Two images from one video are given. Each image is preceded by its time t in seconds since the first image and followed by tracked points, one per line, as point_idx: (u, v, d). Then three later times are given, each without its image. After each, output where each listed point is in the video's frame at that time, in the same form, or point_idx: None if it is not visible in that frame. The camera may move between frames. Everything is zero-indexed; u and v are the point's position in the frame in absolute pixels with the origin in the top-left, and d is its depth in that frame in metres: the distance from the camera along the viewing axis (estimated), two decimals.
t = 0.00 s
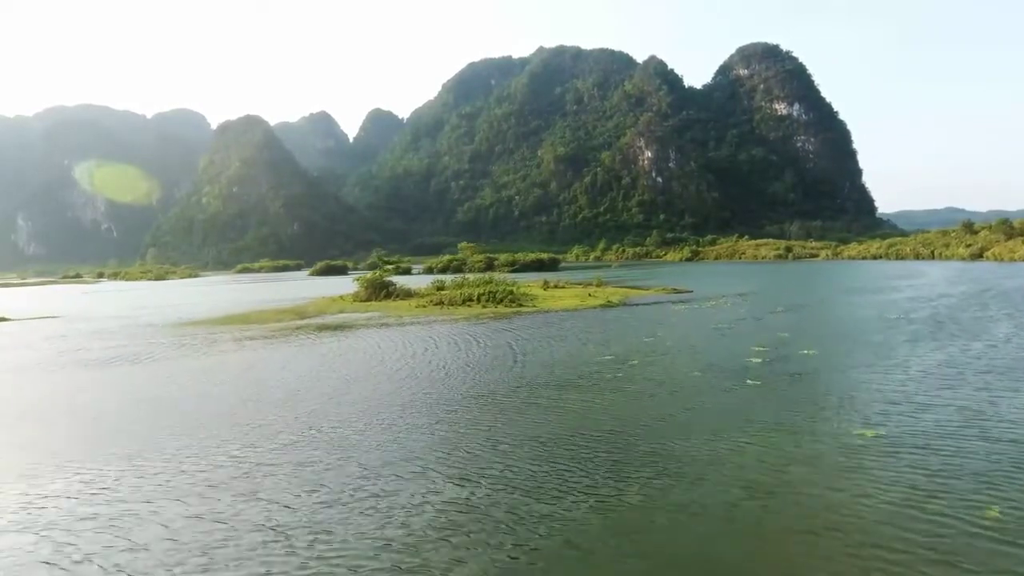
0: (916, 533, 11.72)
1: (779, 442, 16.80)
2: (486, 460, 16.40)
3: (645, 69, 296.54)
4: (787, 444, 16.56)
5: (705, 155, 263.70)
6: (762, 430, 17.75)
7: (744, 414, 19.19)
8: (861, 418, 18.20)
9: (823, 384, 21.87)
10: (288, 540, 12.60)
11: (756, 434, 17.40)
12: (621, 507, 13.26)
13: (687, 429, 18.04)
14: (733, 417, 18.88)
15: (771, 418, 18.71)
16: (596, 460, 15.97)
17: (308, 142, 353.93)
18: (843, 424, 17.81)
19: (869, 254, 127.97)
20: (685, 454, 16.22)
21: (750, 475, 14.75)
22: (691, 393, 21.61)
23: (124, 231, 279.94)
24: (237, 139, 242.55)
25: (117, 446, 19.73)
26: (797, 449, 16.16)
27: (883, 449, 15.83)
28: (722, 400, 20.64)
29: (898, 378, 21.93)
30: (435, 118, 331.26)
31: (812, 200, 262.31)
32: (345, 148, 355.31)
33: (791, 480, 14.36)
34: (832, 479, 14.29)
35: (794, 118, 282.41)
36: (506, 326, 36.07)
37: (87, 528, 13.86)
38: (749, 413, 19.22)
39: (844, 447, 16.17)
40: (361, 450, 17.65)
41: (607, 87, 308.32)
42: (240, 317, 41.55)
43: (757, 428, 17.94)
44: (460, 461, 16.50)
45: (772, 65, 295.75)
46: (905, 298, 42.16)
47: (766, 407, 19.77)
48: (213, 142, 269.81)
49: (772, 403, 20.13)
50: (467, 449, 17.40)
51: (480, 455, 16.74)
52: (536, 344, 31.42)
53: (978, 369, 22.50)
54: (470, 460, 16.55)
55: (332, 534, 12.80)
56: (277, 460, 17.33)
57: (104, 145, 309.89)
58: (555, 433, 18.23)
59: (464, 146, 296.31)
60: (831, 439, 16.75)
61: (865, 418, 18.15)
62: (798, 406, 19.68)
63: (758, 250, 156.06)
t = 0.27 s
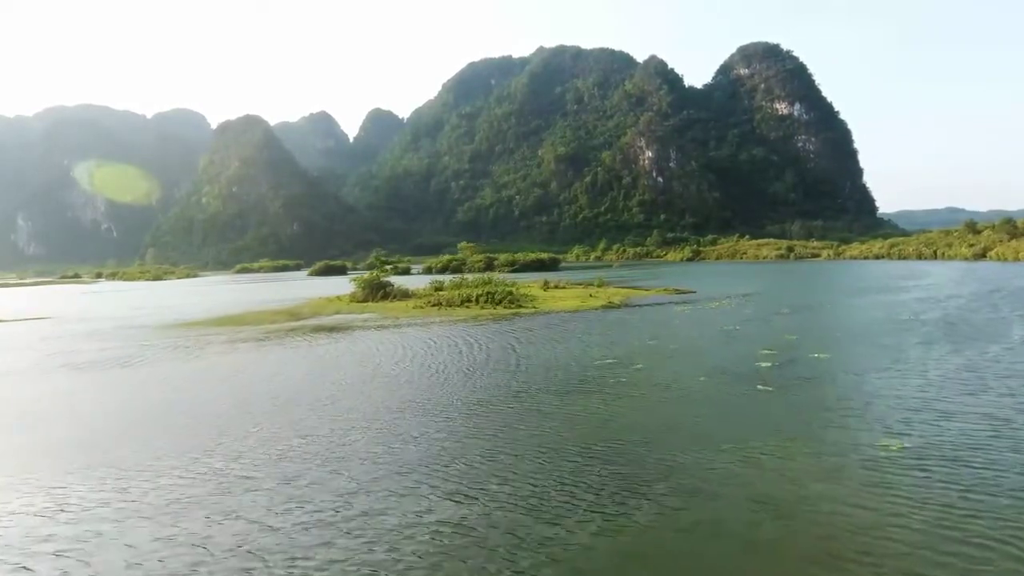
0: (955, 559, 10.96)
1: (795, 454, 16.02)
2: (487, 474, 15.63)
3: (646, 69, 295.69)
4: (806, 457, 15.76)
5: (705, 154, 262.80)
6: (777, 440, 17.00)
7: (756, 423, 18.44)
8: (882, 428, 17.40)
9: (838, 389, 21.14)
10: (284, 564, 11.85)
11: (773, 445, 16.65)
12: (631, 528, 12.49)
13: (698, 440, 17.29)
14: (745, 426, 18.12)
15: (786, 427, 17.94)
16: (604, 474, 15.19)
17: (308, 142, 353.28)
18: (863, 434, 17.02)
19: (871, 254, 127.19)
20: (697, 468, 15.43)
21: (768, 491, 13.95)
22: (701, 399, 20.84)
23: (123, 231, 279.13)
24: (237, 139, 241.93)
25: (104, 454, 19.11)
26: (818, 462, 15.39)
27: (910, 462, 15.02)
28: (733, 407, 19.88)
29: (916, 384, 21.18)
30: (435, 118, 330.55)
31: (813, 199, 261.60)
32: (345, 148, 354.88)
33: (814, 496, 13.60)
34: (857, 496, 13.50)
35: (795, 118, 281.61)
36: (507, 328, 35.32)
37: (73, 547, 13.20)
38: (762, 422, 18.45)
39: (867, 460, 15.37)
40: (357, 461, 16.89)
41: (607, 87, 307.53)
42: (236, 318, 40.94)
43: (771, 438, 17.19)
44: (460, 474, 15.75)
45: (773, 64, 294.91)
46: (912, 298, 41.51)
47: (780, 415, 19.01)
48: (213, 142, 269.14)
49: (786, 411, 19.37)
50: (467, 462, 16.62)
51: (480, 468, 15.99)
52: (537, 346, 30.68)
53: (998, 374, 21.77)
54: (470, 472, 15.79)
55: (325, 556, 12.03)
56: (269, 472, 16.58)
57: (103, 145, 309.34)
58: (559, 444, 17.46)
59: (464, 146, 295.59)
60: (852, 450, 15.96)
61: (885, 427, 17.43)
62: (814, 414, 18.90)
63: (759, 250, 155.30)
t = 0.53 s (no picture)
0: None
1: (816, 469, 15.18)
2: (488, 490, 14.80)
3: (646, 68, 294.92)
4: (829, 472, 14.91)
5: (706, 154, 261.78)
6: (795, 453, 16.18)
7: (772, 434, 17.62)
8: (907, 440, 16.59)
9: (853, 396, 20.44)
10: None
11: (789, 458, 15.92)
12: (642, 554, 11.64)
13: (711, 453, 16.49)
14: (761, 438, 17.31)
15: (804, 439, 17.14)
16: (611, 491, 14.37)
17: (308, 142, 352.73)
18: (886, 447, 16.21)
19: (873, 254, 126.47)
20: (712, 484, 14.58)
21: (789, 511, 13.08)
22: (713, 408, 20.05)
23: (124, 231, 276.96)
24: (237, 139, 241.37)
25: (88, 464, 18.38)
26: (840, 477, 14.62)
27: (939, 478, 14.25)
28: (746, 417, 19.10)
29: (935, 391, 20.41)
30: (435, 117, 329.46)
31: (814, 199, 260.89)
32: (345, 148, 354.11)
33: (841, 518, 12.74)
34: (887, 516, 12.70)
35: (795, 117, 280.92)
36: (508, 330, 34.46)
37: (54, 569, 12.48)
38: (778, 432, 17.67)
39: (893, 476, 14.55)
40: (352, 476, 16.11)
41: (607, 86, 306.70)
42: (232, 319, 40.17)
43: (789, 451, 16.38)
44: (460, 490, 14.93)
45: (774, 64, 294.03)
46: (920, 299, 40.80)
47: (797, 425, 18.21)
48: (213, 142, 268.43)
49: (802, 420, 18.59)
50: (468, 476, 15.80)
51: (481, 483, 15.16)
52: (539, 349, 29.84)
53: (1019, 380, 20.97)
54: (471, 488, 14.97)
55: None
56: (261, 486, 15.81)
57: (103, 144, 308.84)
58: (564, 458, 16.64)
59: (464, 146, 294.82)
60: (877, 464, 15.19)
61: (908, 438, 16.66)
62: (833, 425, 18.07)
63: (760, 250, 154.52)
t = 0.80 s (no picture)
0: None
1: (846, 489, 13.96)
2: (486, 513, 13.65)
3: (647, 68, 293.95)
4: (861, 494, 13.67)
5: (707, 154, 260.73)
6: (821, 472, 14.97)
7: (793, 450, 16.45)
8: (944, 457, 15.37)
9: (876, 407, 19.28)
10: None
11: (814, 477, 14.73)
12: None
13: (729, 470, 15.33)
14: (782, 454, 16.17)
15: (829, 455, 15.96)
16: (620, 516, 13.15)
17: (308, 142, 351.88)
18: (922, 465, 14.98)
19: (876, 254, 125.44)
20: (731, 507, 13.37)
21: (819, 543, 11.81)
22: (726, 421, 18.93)
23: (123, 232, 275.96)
24: (236, 138, 240.60)
25: (61, 476, 17.37)
26: (870, 498, 13.44)
27: (982, 502, 13.03)
28: (763, 430, 17.96)
29: (964, 401, 19.19)
30: (435, 117, 328.45)
31: (815, 199, 259.84)
32: (344, 147, 353.23)
33: (878, 546, 11.54)
34: (931, 545, 11.49)
35: (796, 117, 279.89)
36: (507, 333, 33.32)
37: None
38: (798, 448, 16.53)
39: (932, 497, 13.33)
40: (341, 495, 14.96)
41: (608, 86, 305.70)
42: (224, 320, 39.11)
43: (814, 469, 15.17)
44: (456, 512, 13.78)
45: (775, 63, 293.06)
46: (933, 301, 39.63)
47: (820, 439, 17.02)
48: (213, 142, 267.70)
49: (825, 434, 17.42)
50: (464, 497, 14.62)
51: (478, 506, 14.00)
52: (540, 354, 28.74)
53: None
54: (468, 511, 13.80)
55: None
56: (243, 506, 14.69)
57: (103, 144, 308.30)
58: (567, 475, 15.48)
59: (464, 146, 293.85)
60: (912, 484, 13.98)
61: (941, 454, 15.47)
62: (859, 439, 16.86)
63: (762, 250, 153.41)
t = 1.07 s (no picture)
0: None
1: (875, 510, 13.11)
2: (486, 536, 12.82)
3: (647, 67, 293.20)
4: (892, 515, 12.80)
5: (707, 153, 259.92)
6: (847, 489, 14.10)
7: (815, 464, 15.53)
8: (979, 474, 14.43)
9: (897, 415, 18.43)
10: None
11: (837, 494, 13.88)
12: None
13: (745, 489, 14.46)
14: (802, 468, 15.31)
15: (855, 469, 15.05)
16: (631, 541, 12.29)
17: (308, 142, 351.23)
18: (955, 482, 14.05)
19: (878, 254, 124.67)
20: (752, 532, 12.47)
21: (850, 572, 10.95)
22: (740, 430, 18.05)
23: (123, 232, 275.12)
24: (236, 138, 240.04)
25: (45, 489, 16.67)
26: (902, 520, 12.55)
27: None
28: (781, 442, 17.06)
29: (990, 410, 18.36)
30: (435, 117, 327.70)
31: (815, 199, 259.01)
32: (344, 147, 352.55)
33: None
34: None
35: (797, 117, 279.14)
36: (507, 336, 32.39)
37: None
38: (817, 462, 15.71)
39: (969, 520, 12.44)
40: (333, 515, 14.14)
41: (608, 85, 304.89)
42: (218, 322, 38.30)
43: (838, 486, 14.32)
44: (453, 535, 12.94)
45: (775, 63, 292.32)
46: (940, 300, 38.93)
47: (841, 451, 16.19)
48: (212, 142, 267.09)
49: (846, 445, 16.59)
50: (462, 516, 13.80)
51: (478, 528, 13.16)
52: (541, 359, 27.79)
53: None
54: (466, 534, 12.96)
55: None
56: (230, 526, 13.86)
57: (102, 144, 307.77)
58: (574, 493, 14.61)
59: (464, 145, 293.07)
60: (944, 504, 13.12)
61: (973, 471, 14.60)
62: (883, 452, 16.04)
63: (764, 250, 152.53)
